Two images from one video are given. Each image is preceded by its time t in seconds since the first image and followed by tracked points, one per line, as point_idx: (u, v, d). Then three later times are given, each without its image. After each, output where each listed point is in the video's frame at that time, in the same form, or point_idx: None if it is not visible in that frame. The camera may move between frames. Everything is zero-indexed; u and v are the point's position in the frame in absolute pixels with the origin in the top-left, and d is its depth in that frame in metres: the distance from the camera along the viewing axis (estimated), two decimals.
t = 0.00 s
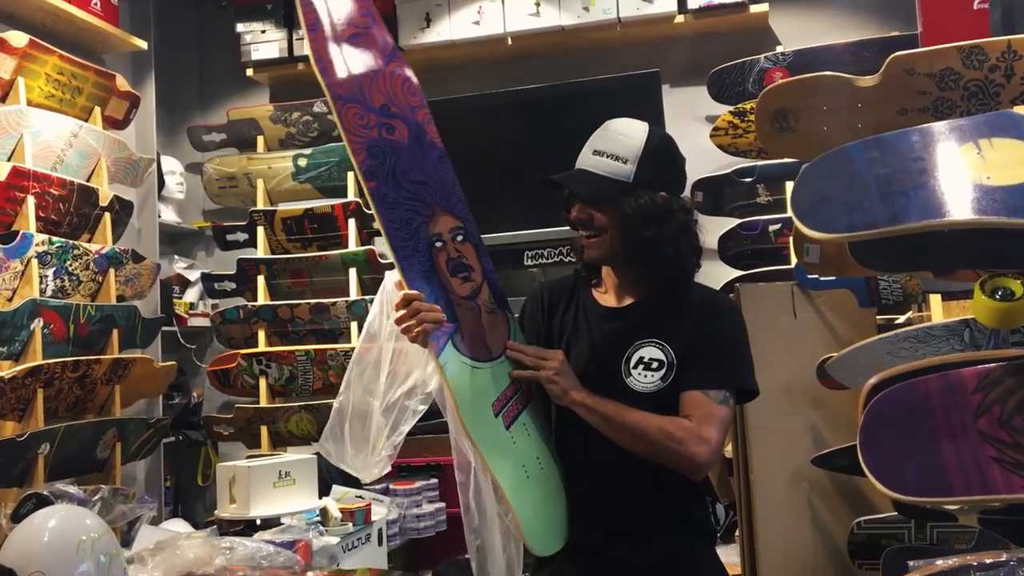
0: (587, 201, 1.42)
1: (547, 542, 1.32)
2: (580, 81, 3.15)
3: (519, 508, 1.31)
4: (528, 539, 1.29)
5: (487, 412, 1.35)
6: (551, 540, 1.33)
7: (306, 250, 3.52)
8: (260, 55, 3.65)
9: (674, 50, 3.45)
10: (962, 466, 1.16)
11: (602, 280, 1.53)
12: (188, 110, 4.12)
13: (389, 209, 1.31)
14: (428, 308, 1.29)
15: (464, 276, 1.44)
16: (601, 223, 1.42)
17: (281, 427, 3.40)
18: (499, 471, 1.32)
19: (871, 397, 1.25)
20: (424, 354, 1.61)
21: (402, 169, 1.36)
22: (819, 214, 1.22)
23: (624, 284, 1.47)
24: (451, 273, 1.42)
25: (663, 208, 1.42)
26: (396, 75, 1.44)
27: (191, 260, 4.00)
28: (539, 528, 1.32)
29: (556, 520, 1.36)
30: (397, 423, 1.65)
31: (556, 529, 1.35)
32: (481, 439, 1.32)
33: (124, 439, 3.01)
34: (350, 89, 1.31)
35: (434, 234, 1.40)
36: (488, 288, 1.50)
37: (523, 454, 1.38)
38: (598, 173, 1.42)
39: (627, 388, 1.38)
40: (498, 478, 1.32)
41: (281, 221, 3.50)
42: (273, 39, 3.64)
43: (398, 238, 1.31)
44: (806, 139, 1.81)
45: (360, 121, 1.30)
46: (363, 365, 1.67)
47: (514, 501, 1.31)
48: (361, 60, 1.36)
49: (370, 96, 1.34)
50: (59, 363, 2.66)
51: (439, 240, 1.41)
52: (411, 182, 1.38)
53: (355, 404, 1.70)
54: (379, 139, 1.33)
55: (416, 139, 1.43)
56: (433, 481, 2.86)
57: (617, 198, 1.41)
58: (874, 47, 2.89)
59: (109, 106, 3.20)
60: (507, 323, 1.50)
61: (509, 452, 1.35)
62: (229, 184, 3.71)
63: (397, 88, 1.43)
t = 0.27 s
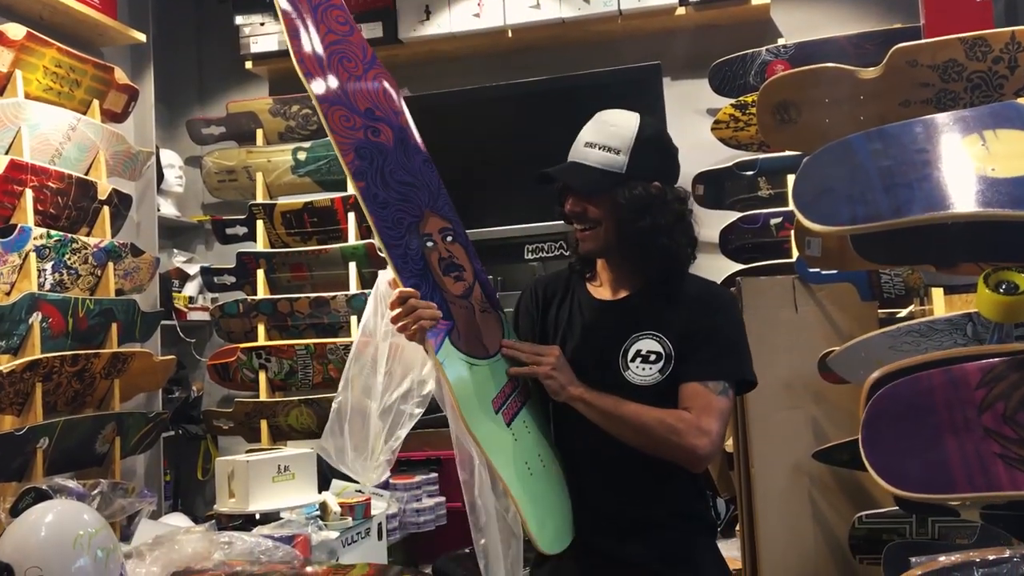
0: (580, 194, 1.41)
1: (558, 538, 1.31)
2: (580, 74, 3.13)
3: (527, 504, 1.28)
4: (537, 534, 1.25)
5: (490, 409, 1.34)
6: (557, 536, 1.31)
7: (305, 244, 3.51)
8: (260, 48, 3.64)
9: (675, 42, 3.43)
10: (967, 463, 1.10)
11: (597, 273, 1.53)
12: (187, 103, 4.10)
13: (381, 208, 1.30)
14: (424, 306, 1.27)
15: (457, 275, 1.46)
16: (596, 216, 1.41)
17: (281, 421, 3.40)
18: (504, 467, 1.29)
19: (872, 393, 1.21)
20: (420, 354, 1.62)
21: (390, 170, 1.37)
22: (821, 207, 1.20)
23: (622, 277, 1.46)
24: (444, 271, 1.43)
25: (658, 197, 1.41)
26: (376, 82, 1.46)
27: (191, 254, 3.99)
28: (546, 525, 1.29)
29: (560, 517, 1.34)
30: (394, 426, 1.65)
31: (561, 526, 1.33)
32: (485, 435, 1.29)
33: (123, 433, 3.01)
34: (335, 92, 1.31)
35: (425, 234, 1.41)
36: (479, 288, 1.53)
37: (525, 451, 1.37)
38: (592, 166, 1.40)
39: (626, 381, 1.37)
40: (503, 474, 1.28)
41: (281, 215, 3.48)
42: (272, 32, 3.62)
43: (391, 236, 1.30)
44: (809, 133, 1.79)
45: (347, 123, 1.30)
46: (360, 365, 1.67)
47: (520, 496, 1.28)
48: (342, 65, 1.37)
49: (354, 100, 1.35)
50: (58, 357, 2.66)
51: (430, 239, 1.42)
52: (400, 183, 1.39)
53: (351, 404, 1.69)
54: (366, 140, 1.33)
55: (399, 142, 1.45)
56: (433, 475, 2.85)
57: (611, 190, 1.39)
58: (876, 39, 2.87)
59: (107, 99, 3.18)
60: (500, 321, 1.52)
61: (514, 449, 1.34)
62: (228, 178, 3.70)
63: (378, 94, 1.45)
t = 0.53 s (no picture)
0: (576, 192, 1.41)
1: (551, 538, 1.31)
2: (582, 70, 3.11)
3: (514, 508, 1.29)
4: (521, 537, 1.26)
5: (481, 409, 1.34)
6: (548, 538, 1.31)
7: (305, 241, 3.49)
8: (260, 43, 3.62)
9: (677, 39, 3.41)
10: (972, 465, 1.09)
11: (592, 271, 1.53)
12: (188, 99, 4.09)
13: (377, 205, 1.31)
14: (417, 305, 1.27)
15: (456, 272, 1.46)
16: (592, 213, 1.40)
17: (281, 418, 3.39)
18: (491, 469, 1.30)
19: (876, 393, 1.19)
20: (415, 352, 1.66)
21: (390, 165, 1.37)
22: (824, 205, 1.19)
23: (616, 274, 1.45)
24: (442, 270, 1.42)
25: (654, 192, 1.41)
26: (382, 72, 1.46)
27: (191, 250, 3.98)
28: (535, 528, 1.30)
29: (552, 519, 1.34)
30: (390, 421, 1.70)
31: (553, 529, 1.33)
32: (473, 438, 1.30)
33: (123, 429, 3.00)
34: (334, 87, 1.33)
35: (424, 231, 1.41)
36: (480, 283, 1.51)
37: (518, 451, 1.37)
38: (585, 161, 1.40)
39: (621, 378, 1.36)
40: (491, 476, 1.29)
41: (281, 211, 3.46)
42: (273, 28, 3.61)
43: (387, 233, 1.31)
44: (811, 132, 1.77)
45: (346, 118, 1.32)
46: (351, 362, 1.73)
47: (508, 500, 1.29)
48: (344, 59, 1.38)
49: (355, 95, 1.36)
50: (57, 354, 2.65)
51: (429, 236, 1.42)
52: (401, 177, 1.39)
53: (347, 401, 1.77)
54: (366, 136, 1.34)
55: (404, 135, 1.45)
56: (433, 472, 2.85)
57: (607, 186, 1.39)
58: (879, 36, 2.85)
59: (107, 95, 3.17)
60: (500, 316, 1.50)
61: (506, 450, 1.34)
62: (228, 174, 3.69)
63: (383, 86, 1.45)
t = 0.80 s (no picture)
0: (577, 189, 1.41)
1: (539, 537, 1.36)
2: (584, 70, 3.10)
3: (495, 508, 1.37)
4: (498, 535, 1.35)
5: (471, 413, 1.41)
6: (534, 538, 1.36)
7: (305, 239, 3.49)
8: (261, 41, 3.61)
9: (680, 39, 3.41)
10: (977, 469, 1.09)
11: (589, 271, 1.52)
12: (189, 96, 4.08)
13: (373, 202, 1.40)
14: (408, 307, 1.36)
15: (458, 269, 1.47)
16: (593, 209, 1.40)
17: (280, 417, 3.38)
18: (477, 470, 1.39)
19: (880, 396, 1.18)
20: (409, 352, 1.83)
21: (392, 160, 1.43)
22: (830, 207, 1.19)
23: (615, 273, 1.44)
24: (443, 267, 1.45)
25: (654, 188, 1.43)
26: (398, 57, 1.48)
27: (190, 248, 3.97)
28: (518, 527, 1.36)
29: (542, 518, 1.37)
30: (384, 414, 1.90)
31: (541, 529, 1.37)
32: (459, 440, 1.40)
33: (121, 427, 2.99)
34: (339, 82, 1.40)
35: (426, 227, 1.45)
36: (486, 279, 1.50)
37: (510, 451, 1.41)
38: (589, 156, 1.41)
39: (620, 378, 1.34)
40: (476, 476, 1.39)
41: (281, 209, 3.45)
42: (274, 25, 3.60)
43: (382, 229, 1.40)
44: (816, 130, 1.78)
45: (348, 112, 1.40)
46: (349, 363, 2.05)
47: (491, 499, 1.38)
48: (354, 48, 1.43)
49: (361, 87, 1.41)
50: (55, 350, 2.64)
51: (432, 232, 1.46)
52: (404, 171, 1.44)
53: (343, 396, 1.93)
54: (368, 130, 1.41)
55: (415, 124, 1.47)
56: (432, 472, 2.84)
57: (609, 181, 1.40)
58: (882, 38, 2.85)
59: (108, 91, 3.16)
60: (507, 314, 1.49)
61: (496, 453, 1.40)
62: (229, 171, 3.68)
63: (397, 72, 1.47)
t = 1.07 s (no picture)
0: (598, 180, 1.44)
1: (522, 538, 1.38)
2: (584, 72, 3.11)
3: (481, 507, 1.41)
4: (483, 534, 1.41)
5: (459, 414, 1.43)
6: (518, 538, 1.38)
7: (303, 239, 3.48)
8: (260, 40, 3.61)
9: (679, 42, 3.41)
10: (976, 475, 1.08)
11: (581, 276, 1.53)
12: (187, 95, 4.08)
13: (369, 198, 1.43)
14: (399, 307, 1.39)
15: (458, 268, 1.45)
16: (616, 199, 1.44)
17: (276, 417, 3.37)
18: (465, 469, 1.43)
19: (879, 402, 1.18)
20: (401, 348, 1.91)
21: (393, 155, 1.44)
22: (830, 209, 1.18)
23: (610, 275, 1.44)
24: (440, 267, 1.44)
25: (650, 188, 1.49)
26: (408, 46, 1.48)
27: (187, 247, 3.96)
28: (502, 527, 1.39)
29: (527, 521, 1.38)
30: (375, 410, 1.97)
31: (525, 532, 1.38)
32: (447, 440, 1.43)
33: (117, 426, 2.98)
34: (342, 78, 1.44)
35: (425, 225, 1.45)
36: (488, 279, 1.47)
37: (498, 452, 1.41)
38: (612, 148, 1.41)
39: (614, 381, 1.33)
40: (465, 475, 1.43)
41: (279, 209, 3.45)
42: (273, 24, 3.59)
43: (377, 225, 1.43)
44: (817, 133, 1.75)
45: (348, 108, 1.44)
46: (336, 362, 2.04)
47: (478, 499, 1.42)
48: (360, 39, 1.46)
49: (364, 82, 1.44)
50: (51, 348, 2.63)
51: (431, 229, 1.44)
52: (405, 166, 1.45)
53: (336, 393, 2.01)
54: (369, 126, 1.44)
55: (420, 117, 1.46)
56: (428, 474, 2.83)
57: (627, 173, 1.45)
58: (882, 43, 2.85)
59: (106, 89, 3.15)
60: (508, 314, 1.45)
61: (484, 453, 1.42)
62: (227, 171, 3.67)
63: (406, 63, 1.47)
